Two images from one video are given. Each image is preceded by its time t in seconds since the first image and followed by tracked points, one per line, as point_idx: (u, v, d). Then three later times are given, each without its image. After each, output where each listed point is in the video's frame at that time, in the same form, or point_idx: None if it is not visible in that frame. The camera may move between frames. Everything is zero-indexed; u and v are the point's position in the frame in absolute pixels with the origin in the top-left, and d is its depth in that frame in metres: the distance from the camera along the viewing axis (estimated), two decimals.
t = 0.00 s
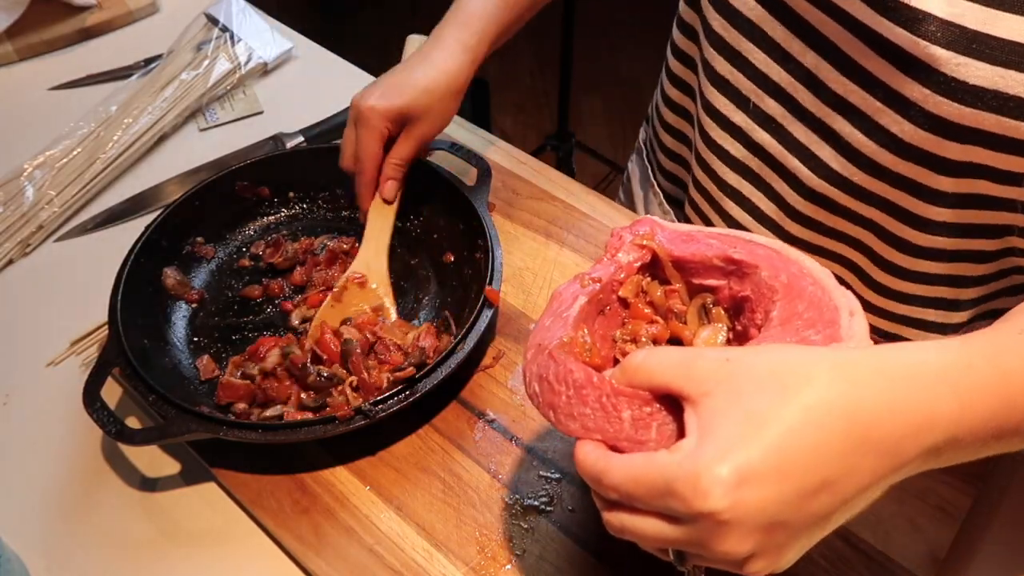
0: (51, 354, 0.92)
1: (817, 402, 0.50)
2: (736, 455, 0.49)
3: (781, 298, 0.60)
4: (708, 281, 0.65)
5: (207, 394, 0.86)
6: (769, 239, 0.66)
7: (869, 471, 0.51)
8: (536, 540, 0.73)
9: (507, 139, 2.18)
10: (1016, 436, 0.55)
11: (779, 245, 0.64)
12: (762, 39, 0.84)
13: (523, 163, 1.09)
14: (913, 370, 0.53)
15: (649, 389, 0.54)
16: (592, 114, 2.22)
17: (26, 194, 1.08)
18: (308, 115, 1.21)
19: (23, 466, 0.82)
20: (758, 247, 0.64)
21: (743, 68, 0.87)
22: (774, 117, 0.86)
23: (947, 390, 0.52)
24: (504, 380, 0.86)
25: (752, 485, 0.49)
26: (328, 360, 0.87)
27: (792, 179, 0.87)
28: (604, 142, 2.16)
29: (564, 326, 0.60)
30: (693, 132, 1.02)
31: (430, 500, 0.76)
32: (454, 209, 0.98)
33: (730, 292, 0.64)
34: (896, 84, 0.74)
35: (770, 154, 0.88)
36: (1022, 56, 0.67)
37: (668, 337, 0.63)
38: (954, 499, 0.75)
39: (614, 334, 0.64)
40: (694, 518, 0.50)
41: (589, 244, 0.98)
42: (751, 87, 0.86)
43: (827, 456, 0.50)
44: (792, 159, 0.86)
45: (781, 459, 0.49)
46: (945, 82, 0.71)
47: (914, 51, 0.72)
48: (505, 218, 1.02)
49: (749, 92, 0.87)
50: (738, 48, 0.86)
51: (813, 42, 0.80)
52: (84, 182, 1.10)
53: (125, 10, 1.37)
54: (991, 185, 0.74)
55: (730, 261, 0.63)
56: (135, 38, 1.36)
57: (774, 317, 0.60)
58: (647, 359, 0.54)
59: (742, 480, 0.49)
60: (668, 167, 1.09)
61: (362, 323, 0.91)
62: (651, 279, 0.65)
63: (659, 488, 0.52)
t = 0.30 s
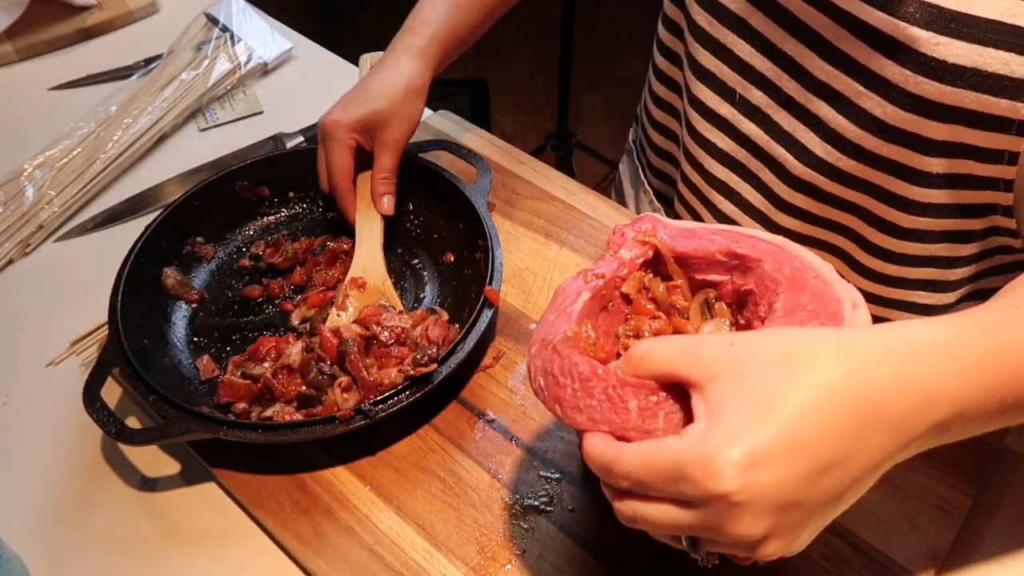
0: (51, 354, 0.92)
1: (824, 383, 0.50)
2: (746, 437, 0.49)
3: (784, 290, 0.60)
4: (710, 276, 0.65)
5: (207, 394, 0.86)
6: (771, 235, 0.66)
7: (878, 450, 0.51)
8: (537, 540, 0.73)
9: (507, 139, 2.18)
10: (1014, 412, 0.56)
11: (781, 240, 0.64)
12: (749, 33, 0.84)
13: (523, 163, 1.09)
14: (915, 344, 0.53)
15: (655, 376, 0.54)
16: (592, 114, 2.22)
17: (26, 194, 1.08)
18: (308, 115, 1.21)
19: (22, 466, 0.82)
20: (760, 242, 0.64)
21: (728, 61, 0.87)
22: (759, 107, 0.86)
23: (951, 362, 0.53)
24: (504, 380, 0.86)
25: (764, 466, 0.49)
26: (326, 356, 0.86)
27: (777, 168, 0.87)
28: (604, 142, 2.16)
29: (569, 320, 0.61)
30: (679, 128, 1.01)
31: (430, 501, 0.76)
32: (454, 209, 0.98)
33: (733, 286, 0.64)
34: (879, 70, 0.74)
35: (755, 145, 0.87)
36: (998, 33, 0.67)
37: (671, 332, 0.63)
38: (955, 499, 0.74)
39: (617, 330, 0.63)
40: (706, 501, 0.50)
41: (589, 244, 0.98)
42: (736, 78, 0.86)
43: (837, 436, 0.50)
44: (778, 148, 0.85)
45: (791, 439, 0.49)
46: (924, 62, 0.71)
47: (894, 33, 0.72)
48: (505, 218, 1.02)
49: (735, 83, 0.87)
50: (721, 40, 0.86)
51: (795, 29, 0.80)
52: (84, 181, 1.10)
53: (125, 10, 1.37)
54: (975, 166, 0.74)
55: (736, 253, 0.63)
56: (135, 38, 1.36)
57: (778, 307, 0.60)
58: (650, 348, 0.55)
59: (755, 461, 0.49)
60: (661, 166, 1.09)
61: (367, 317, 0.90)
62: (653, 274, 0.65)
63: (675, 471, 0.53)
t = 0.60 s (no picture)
0: (51, 354, 0.92)
1: (807, 385, 0.50)
2: (727, 441, 0.49)
3: (775, 293, 0.60)
4: (703, 278, 0.65)
5: (207, 394, 0.86)
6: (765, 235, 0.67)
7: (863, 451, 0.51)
8: (537, 540, 0.73)
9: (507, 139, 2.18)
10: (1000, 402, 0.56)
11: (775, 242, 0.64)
12: (728, 29, 0.84)
13: (523, 163, 1.09)
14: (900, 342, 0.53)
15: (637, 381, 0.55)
16: (592, 114, 2.22)
17: (26, 194, 1.08)
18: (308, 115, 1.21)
19: (22, 466, 0.82)
20: (753, 243, 0.64)
21: (707, 57, 0.87)
22: (740, 101, 0.85)
23: (935, 357, 0.53)
24: (504, 380, 0.86)
25: (747, 470, 0.49)
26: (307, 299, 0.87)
27: (761, 162, 0.87)
28: (604, 142, 2.16)
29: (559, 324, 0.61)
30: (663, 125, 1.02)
31: (430, 501, 0.76)
32: (454, 209, 0.98)
33: (725, 288, 0.64)
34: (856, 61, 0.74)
35: (736, 138, 0.88)
36: (968, 19, 0.67)
37: (664, 334, 0.63)
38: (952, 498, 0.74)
39: (610, 333, 0.64)
40: (689, 507, 0.50)
41: (588, 244, 0.98)
42: (717, 73, 0.86)
43: (820, 438, 0.50)
44: (757, 140, 0.86)
45: (773, 442, 0.49)
46: (896, 50, 0.71)
47: (867, 22, 0.72)
48: (505, 218, 1.02)
49: (715, 78, 0.87)
50: (701, 37, 0.87)
51: (774, 23, 0.80)
52: (84, 181, 1.10)
53: (125, 10, 1.37)
54: (951, 152, 0.74)
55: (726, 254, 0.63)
56: (135, 38, 1.36)
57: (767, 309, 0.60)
58: (635, 352, 0.55)
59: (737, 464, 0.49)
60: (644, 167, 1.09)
61: (339, 244, 0.91)
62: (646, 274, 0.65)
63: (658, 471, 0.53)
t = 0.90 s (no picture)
0: (52, 353, 0.92)
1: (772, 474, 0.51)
2: (688, 528, 0.50)
3: (758, 317, 0.62)
4: (693, 293, 0.67)
5: (207, 394, 0.86)
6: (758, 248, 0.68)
7: (824, 533, 0.52)
8: (536, 540, 0.73)
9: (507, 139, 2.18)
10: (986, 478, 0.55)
11: (768, 258, 0.65)
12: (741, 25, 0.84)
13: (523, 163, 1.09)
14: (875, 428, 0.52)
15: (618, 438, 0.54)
16: (592, 115, 2.22)
17: (26, 194, 1.08)
18: (308, 116, 1.21)
19: (22, 466, 0.82)
20: (742, 259, 0.66)
21: (718, 52, 0.87)
22: (749, 98, 0.86)
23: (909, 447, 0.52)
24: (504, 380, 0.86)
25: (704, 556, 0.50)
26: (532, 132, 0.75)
27: (768, 161, 0.87)
28: (604, 143, 2.16)
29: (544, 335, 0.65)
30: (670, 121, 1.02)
31: (430, 501, 0.76)
32: (454, 208, 0.98)
33: (713, 304, 0.66)
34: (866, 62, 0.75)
35: (745, 135, 0.88)
36: (985, 27, 0.68)
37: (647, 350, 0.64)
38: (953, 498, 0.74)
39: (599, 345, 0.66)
40: None
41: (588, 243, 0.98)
42: (727, 69, 0.86)
43: (780, 525, 0.51)
44: (767, 138, 0.86)
45: (731, 531, 0.50)
46: (909, 54, 0.72)
47: (881, 25, 0.73)
48: (506, 218, 1.03)
49: (725, 74, 0.87)
50: (711, 32, 0.86)
51: (783, 20, 0.80)
52: (84, 181, 1.10)
53: (125, 10, 1.37)
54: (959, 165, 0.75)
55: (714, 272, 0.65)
56: (135, 38, 1.36)
57: (750, 336, 0.61)
58: (618, 403, 0.53)
59: (693, 556, 0.50)
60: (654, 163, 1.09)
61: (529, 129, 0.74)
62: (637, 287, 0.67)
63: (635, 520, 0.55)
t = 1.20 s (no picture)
0: (52, 353, 0.92)
1: (777, 461, 0.51)
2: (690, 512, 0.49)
3: (768, 345, 0.63)
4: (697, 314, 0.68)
5: (207, 394, 0.86)
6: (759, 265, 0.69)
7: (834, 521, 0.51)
8: (536, 539, 0.73)
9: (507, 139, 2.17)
10: (989, 480, 0.54)
11: (771, 278, 0.67)
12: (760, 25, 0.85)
13: (523, 163, 1.09)
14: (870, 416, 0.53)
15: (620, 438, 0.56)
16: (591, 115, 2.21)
17: (26, 194, 1.08)
18: (308, 116, 1.21)
19: (22, 466, 0.82)
20: (746, 281, 0.67)
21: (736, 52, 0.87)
22: (769, 100, 0.86)
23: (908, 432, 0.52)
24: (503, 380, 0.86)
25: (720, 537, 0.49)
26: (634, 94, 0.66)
27: (784, 161, 0.87)
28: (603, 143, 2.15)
29: (543, 351, 0.65)
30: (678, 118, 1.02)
31: (430, 501, 0.76)
32: (454, 208, 0.98)
33: (717, 326, 0.68)
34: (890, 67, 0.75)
35: (760, 134, 0.89)
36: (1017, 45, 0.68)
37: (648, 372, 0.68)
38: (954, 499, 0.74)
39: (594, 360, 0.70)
40: None
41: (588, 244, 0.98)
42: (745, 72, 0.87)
43: (787, 509, 0.50)
44: (783, 138, 0.87)
45: (736, 516, 0.50)
46: (937, 69, 0.72)
47: (906, 38, 0.73)
48: (506, 218, 1.03)
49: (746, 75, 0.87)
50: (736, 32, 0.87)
51: (802, 20, 0.81)
52: (84, 182, 1.10)
53: (125, 10, 1.37)
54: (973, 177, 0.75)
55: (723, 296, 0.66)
56: (135, 38, 1.36)
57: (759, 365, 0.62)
58: (615, 404, 0.56)
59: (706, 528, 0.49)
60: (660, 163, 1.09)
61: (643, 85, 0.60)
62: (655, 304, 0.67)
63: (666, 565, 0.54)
